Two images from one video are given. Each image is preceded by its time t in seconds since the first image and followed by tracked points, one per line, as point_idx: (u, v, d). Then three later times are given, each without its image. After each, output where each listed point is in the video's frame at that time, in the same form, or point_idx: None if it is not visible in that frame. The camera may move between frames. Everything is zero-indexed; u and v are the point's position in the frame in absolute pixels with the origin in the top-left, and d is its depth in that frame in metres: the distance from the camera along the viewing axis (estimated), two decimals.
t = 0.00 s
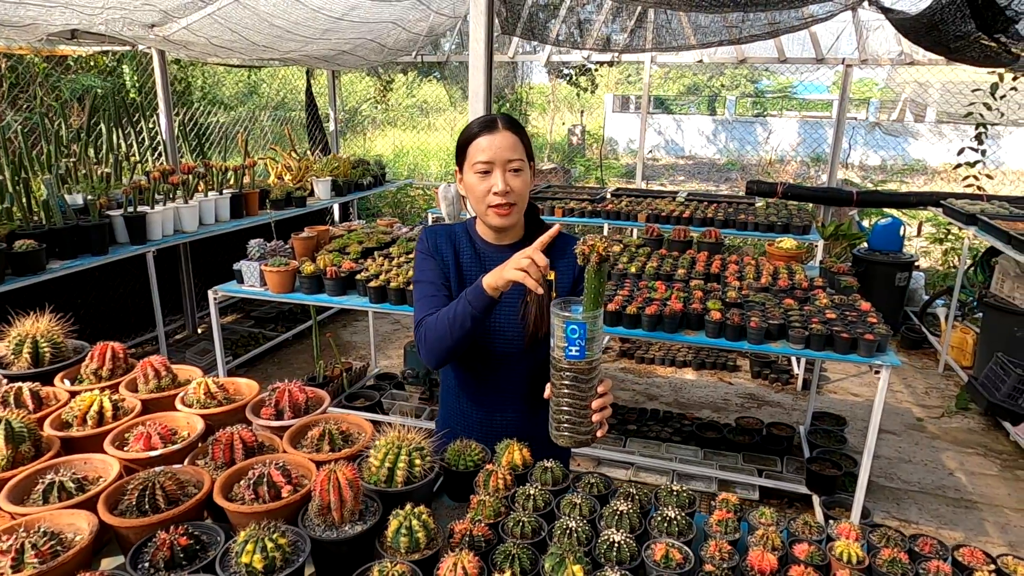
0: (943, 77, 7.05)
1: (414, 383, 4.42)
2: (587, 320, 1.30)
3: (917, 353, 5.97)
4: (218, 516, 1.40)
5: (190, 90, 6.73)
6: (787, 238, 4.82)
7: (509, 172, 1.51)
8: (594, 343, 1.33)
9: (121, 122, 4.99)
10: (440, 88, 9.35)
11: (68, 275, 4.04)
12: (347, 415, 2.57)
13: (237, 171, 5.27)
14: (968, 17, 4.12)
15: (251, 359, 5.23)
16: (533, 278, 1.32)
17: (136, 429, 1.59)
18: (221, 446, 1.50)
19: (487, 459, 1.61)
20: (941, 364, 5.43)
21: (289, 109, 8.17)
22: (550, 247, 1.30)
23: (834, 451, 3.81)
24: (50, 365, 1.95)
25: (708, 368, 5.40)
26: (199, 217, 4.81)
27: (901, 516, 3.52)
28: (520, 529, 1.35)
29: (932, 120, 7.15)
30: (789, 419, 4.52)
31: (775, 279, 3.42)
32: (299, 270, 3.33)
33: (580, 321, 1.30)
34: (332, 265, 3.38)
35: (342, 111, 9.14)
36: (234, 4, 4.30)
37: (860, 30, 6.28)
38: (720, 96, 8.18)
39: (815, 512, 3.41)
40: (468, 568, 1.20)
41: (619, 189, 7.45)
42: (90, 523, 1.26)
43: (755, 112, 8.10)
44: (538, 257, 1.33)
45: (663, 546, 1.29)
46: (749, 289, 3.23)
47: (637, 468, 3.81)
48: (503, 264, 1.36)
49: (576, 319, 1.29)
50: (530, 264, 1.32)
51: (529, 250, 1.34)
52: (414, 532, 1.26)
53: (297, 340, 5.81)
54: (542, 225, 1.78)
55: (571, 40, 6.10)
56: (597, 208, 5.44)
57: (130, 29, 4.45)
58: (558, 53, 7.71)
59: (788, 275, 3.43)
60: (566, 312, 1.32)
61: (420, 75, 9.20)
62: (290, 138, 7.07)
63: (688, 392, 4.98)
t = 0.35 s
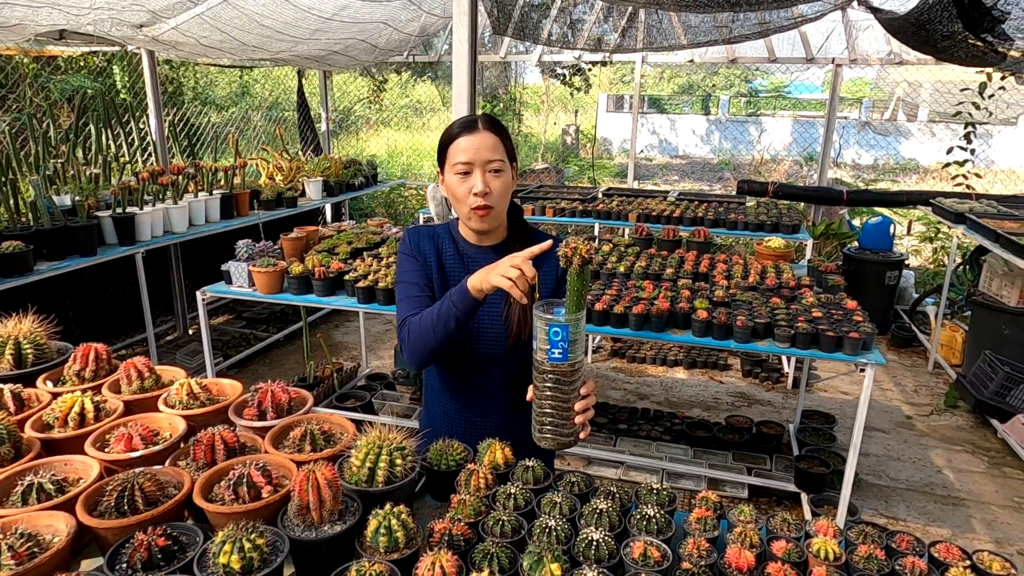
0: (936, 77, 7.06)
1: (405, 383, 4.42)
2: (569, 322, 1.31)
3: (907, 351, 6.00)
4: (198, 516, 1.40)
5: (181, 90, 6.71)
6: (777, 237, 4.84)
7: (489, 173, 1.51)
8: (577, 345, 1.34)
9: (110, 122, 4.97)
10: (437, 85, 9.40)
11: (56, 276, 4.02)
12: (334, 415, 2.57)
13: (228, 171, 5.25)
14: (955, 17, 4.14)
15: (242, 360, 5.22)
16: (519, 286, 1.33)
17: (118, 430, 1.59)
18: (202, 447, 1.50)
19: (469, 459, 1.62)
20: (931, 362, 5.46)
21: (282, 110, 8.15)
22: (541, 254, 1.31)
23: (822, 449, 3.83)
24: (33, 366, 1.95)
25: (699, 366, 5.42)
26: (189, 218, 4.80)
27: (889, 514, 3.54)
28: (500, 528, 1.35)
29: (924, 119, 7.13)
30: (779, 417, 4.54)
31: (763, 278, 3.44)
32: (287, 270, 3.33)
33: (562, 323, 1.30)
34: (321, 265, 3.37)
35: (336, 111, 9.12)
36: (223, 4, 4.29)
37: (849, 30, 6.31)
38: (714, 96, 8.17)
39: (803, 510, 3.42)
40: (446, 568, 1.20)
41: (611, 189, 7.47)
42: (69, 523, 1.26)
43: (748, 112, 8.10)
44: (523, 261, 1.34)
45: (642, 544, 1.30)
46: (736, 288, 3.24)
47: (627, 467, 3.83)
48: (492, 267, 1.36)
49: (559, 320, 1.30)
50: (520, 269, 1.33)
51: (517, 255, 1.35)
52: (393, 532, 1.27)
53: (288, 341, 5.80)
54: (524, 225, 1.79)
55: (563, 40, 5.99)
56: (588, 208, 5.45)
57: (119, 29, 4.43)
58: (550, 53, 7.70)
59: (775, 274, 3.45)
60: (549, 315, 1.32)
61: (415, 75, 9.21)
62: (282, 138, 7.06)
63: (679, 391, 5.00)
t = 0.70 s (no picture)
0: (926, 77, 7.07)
1: (396, 383, 4.43)
2: (552, 322, 1.31)
3: (897, 349, 6.04)
4: (182, 515, 1.41)
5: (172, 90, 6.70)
6: (766, 236, 4.87)
7: (453, 177, 1.52)
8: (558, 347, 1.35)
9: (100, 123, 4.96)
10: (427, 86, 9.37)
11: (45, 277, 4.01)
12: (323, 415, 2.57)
13: (218, 171, 5.24)
14: (940, 17, 4.18)
15: (233, 361, 5.21)
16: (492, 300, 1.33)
17: (102, 430, 1.59)
18: (186, 447, 1.51)
19: (454, 457, 1.63)
20: (919, 359, 5.49)
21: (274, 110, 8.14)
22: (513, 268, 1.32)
23: (810, 446, 3.86)
24: (19, 368, 1.95)
25: (689, 365, 5.45)
26: (179, 218, 4.78)
27: (877, 510, 3.56)
28: (482, 525, 1.37)
29: (915, 118, 7.13)
30: (768, 415, 4.57)
31: (751, 276, 3.46)
32: (276, 270, 3.33)
33: (545, 322, 1.31)
34: (310, 265, 3.38)
35: (328, 111, 9.09)
36: (212, 5, 4.29)
37: (838, 30, 6.36)
38: (706, 96, 8.19)
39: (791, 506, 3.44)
40: (427, 565, 1.21)
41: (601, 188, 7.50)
42: (51, 523, 1.26)
43: (741, 111, 8.12)
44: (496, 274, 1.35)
45: (622, 540, 1.31)
46: (724, 286, 3.26)
47: (617, 466, 3.85)
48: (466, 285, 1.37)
49: (541, 320, 1.30)
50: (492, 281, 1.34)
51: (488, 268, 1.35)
52: (375, 530, 1.27)
53: (280, 341, 5.79)
54: (510, 224, 1.80)
55: (555, 40, 6.02)
56: (579, 207, 5.47)
57: (107, 29, 4.42)
58: (541, 53, 7.71)
59: (763, 272, 3.47)
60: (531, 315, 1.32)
61: (408, 75, 9.21)
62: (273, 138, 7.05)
63: (670, 389, 5.02)
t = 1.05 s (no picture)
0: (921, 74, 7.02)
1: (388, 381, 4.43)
2: (511, 327, 1.35)
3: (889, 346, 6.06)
4: (164, 512, 1.41)
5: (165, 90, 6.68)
6: (758, 234, 4.89)
7: (416, 180, 1.54)
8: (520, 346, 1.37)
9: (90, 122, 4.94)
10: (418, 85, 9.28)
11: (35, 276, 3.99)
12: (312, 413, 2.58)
13: (209, 170, 5.23)
14: (930, 15, 4.19)
15: (225, 360, 5.21)
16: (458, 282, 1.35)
17: (85, 428, 1.59)
18: (169, 444, 1.51)
19: (437, 453, 1.63)
20: (910, 356, 5.51)
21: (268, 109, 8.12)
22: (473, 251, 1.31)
23: (800, 443, 3.87)
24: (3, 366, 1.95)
25: (682, 363, 5.47)
26: (170, 217, 4.77)
27: (866, 506, 3.58)
28: (463, 521, 1.37)
29: (909, 116, 7.07)
30: (760, 412, 4.58)
31: (740, 273, 3.47)
32: (266, 269, 3.33)
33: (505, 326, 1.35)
34: (299, 264, 3.38)
35: (323, 110, 9.07)
36: (202, 3, 4.28)
37: (830, 28, 6.38)
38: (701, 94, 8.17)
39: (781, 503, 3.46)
40: (407, 561, 1.21)
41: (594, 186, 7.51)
42: (31, 521, 1.26)
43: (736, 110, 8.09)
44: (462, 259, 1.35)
45: (602, 535, 1.31)
46: (713, 284, 3.27)
47: (608, 463, 3.86)
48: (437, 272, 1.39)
49: (502, 325, 1.34)
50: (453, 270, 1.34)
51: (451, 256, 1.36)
52: (356, 525, 1.28)
53: (272, 341, 5.79)
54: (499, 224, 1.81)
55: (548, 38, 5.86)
56: (571, 206, 5.49)
57: (97, 28, 4.40)
58: (534, 51, 7.71)
59: (752, 269, 3.48)
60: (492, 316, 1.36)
61: (403, 74, 9.20)
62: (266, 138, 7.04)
63: (662, 387, 5.04)
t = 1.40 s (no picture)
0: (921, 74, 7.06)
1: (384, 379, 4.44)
2: (500, 333, 1.36)
3: (885, 343, 6.06)
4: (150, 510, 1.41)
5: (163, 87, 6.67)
6: (754, 232, 4.89)
7: (405, 180, 1.53)
8: (511, 350, 1.39)
9: (85, 120, 4.92)
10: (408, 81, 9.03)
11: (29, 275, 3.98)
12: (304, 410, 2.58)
13: (205, 168, 5.22)
14: (926, 13, 4.19)
15: (221, 358, 5.20)
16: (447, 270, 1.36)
17: (73, 426, 1.59)
18: (156, 442, 1.51)
19: (426, 451, 1.63)
20: (907, 354, 5.51)
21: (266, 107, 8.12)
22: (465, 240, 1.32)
23: (795, 441, 3.88)
24: None
25: (678, 360, 5.47)
26: (166, 216, 4.77)
27: (860, 504, 3.58)
28: (450, 518, 1.37)
29: (908, 115, 7.10)
30: (755, 410, 4.59)
31: (735, 271, 3.47)
32: (260, 267, 3.33)
33: (494, 333, 1.36)
34: (293, 262, 3.38)
35: (321, 108, 9.05)
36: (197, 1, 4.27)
37: (827, 25, 6.38)
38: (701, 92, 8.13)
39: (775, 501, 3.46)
40: (393, 559, 1.21)
41: (591, 184, 7.49)
42: (16, 519, 1.26)
43: (735, 107, 8.02)
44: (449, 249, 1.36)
45: (588, 534, 1.31)
46: (707, 282, 3.26)
47: (603, 461, 3.86)
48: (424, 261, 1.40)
49: (491, 333, 1.35)
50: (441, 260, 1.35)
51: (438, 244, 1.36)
52: (342, 523, 1.28)
53: (269, 339, 5.79)
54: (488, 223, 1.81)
55: (545, 36, 5.90)
56: (568, 203, 5.49)
57: (91, 25, 4.38)
58: (531, 49, 7.70)
59: (747, 267, 3.48)
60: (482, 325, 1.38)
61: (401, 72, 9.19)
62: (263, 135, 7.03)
63: (658, 385, 5.04)
